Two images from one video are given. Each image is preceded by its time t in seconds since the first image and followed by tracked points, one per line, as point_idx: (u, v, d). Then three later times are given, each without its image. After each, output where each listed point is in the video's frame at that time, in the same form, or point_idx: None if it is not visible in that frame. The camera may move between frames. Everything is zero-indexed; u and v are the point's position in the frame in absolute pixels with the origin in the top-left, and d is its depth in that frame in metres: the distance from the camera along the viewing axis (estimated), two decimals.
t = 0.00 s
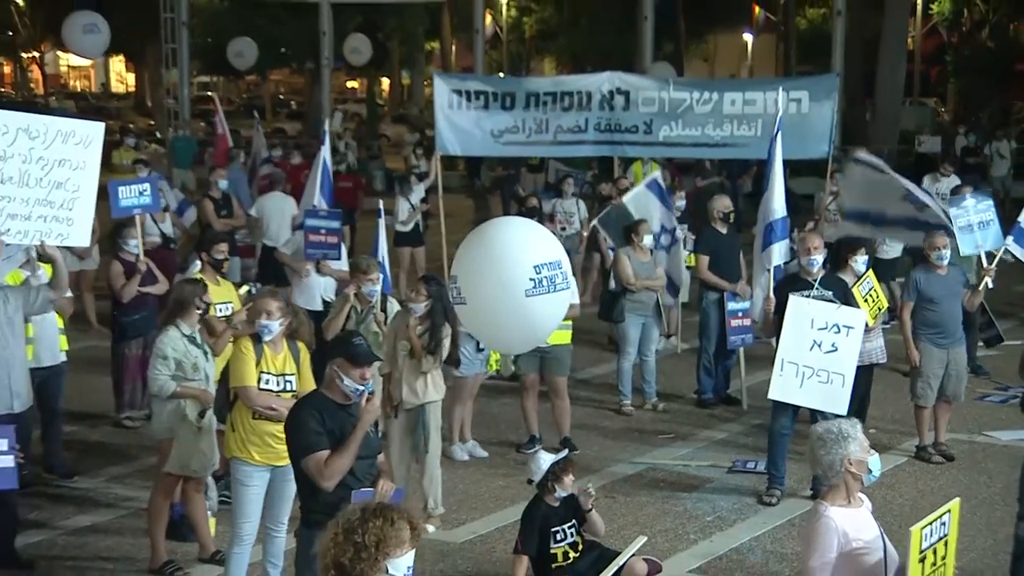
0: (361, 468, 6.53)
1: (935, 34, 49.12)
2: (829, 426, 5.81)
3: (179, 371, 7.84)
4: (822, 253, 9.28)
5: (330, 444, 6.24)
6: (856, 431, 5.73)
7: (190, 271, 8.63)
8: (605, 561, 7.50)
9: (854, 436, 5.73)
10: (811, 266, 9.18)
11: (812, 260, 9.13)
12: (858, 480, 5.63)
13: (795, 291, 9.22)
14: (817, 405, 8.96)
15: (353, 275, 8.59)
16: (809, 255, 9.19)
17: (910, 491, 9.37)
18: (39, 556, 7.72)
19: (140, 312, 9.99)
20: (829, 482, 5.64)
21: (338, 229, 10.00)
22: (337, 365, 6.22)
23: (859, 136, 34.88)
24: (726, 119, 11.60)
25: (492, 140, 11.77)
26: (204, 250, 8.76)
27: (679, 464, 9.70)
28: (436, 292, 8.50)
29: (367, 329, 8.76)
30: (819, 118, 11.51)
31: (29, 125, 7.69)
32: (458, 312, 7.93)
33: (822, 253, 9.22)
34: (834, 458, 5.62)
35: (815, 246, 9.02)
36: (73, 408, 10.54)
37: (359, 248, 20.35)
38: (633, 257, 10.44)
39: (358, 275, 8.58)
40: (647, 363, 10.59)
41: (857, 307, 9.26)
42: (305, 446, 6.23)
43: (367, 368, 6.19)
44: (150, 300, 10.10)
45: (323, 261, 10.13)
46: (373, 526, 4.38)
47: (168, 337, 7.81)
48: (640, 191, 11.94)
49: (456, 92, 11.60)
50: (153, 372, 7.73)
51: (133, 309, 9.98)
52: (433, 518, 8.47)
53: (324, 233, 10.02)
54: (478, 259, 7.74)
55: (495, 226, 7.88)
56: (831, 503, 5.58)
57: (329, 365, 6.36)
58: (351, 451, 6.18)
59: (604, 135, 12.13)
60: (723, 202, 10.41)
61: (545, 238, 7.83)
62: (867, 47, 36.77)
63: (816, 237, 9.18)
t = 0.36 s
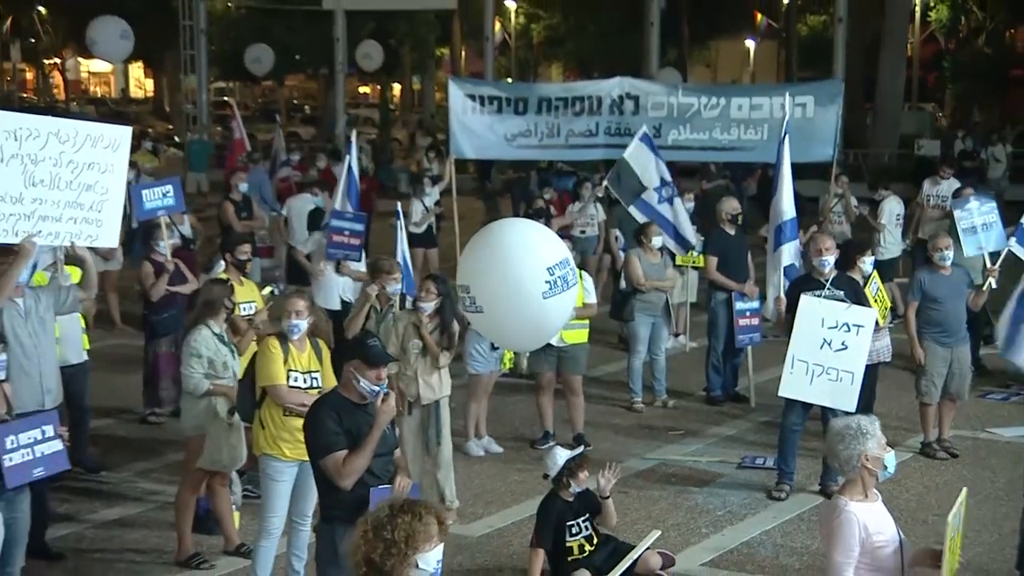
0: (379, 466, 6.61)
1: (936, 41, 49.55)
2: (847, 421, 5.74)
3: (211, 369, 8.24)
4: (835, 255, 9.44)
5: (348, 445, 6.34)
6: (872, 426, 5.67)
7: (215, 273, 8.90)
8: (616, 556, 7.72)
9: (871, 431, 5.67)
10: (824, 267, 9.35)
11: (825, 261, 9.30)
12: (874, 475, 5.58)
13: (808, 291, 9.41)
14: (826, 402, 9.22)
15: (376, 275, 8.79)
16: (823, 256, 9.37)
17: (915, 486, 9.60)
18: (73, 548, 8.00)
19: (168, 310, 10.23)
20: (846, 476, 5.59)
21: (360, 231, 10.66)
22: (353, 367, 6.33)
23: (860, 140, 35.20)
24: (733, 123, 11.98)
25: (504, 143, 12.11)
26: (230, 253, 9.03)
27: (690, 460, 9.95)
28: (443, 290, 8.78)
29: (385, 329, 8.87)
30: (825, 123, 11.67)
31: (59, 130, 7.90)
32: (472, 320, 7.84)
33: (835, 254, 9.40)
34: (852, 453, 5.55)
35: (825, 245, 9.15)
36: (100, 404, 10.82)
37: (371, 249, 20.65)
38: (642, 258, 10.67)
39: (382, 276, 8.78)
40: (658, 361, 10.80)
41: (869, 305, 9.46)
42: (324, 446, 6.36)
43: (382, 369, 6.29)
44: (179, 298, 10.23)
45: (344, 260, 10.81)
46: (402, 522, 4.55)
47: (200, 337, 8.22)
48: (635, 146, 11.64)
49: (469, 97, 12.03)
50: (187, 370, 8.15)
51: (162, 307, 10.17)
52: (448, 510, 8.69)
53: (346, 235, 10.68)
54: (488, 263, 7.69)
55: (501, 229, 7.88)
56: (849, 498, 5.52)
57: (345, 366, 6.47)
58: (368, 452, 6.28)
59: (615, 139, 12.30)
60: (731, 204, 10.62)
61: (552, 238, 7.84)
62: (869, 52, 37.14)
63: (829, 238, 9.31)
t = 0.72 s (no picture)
0: (398, 461, 6.75)
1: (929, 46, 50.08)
2: (861, 416, 5.96)
3: (233, 367, 8.54)
4: (835, 255, 9.80)
5: (369, 441, 6.50)
6: (883, 422, 5.90)
7: (236, 274, 9.13)
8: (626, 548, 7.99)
9: (882, 428, 5.90)
10: (824, 267, 9.71)
11: (826, 262, 9.64)
12: (884, 471, 5.83)
13: (810, 291, 9.67)
14: (825, 399, 9.49)
15: (393, 276, 9.21)
16: (823, 257, 9.72)
17: (916, 481, 9.87)
18: (101, 541, 8.27)
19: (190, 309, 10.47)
20: (859, 471, 5.82)
21: (385, 233, 10.85)
22: (374, 364, 6.52)
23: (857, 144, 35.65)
24: (737, 127, 12.26)
25: (513, 148, 12.49)
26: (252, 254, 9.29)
27: (696, 455, 10.23)
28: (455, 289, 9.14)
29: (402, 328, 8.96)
30: (824, 128, 12.03)
31: (86, 134, 8.06)
32: (485, 323, 7.86)
33: (836, 255, 9.78)
34: (864, 449, 5.80)
35: (826, 247, 9.53)
36: (121, 400, 11.08)
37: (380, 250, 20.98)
38: (650, 259, 10.86)
39: (399, 276, 9.22)
40: (664, 359, 11.05)
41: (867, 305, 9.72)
42: (344, 442, 6.51)
43: (402, 367, 6.48)
44: (202, 297, 10.45)
45: (365, 258, 11.07)
46: (431, 516, 4.74)
47: (224, 335, 8.53)
48: (627, 139, 11.70)
49: (480, 102, 12.44)
50: (211, 369, 8.48)
51: (184, 306, 10.43)
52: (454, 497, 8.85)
53: (371, 234, 10.90)
54: (497, 265, 7.70)
55: (504, 229, 7.90)
56: (863, 491, 5.76)
57: (364, 365, 6.65)
58: (389, 447, 6.45)
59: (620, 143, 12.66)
60: (736, 206, 10.85)
61: (556, 233, 7.87)
62: (865, 57, 37.65)
63: (828, 240, 9.63)
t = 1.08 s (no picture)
0: (417, 457, 6.92)
1: (924, 51, 50.48)
2: (870, 413, 6.13)
3: (255, 364, 8.86)
4: (831, 257, 9.94)
5: (388, 437, 6.68)
6: (893, 420, 6.06)
7: (256, 275, 9.38)
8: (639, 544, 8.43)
9: (891, 425, 6.06)
10: (821, 268, 9.85)
11: (822, 262, 9.75)
12: (893, 466, 5.99)
13: (807, 291, 9.93)
14: (823, 396, 9.71)
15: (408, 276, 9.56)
16: (820, 258, 9.85)
17: (916, 477, 10.14)
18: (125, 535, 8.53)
19: (208, 308, 10.71)
20: (867, 466, 6.00)
21: (414, 230, 11.34)
22: (392, 363, 6.71)
23: (852, 149, 36.05)
24: (738, 132, 12.61)
25: (521, 152, 12.95)
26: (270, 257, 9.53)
27: (701, 452, 10.48)
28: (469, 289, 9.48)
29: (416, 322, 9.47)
30: (824, 133, 12.31)
31: (112, 139, 8.22)
32: (507, 327, 8.01)
33: (832, 256, 9.89)
34: (873, 445, 5.97)
35: (823, 248, 9.62)
36: (139, 399, 11.31)
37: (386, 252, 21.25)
38: (659, 260, 11.15)
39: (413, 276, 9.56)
40: (670, 358, 11.31)
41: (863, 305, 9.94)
42: (365, 438, 6.68)
43: (419, 365, 6.66)
44: (221, 298, 10.67)
45: (390, 255, 11.46)
46: (456, 509, 4.82)
47: (246, 334, 8.83)
48: (620, 131, 12.11)
49: (488, 107, 12.87)
50: (234, 365, 8.78)
51: (204, 306, 10.69)
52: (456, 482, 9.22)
53: (399, 232, 11.34)
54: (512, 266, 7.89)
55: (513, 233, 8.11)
56: (872, 486, 5.94)
57: (383, 363, 6.83)
58: (408, 443, 6.63)
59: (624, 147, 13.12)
60: (737, 210, 11.22)
61: (564, 230, 8.09)
62: (861, 64, 38.10)
63: (826, 241, 9.78)
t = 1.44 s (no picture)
0: (434, 453, 7.14)
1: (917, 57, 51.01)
2: (880, 411, 6.20)
3: (274, 363, 9.03)
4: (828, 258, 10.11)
5: (404, 434, 6.91)
6: (903, 418, 6.13)
7: (274, 276, 9.59)
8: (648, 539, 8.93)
9: (901, 422, 6.13)
10: (818, 269, 10.00)
11: (819, 263, 9.92)
12: (903, 463, 6.06)
13: (802, 291, 10.14)
14: (818, 394, 9.95)
15: (422, 278, 9.86)
16: (817, 259, 10.00)
17: (916, 473, 10.39)
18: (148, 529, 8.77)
19: (226, 308, 10.95)
20: (876, 463, 6.08)
21: (434, 230, 11.84)
22: (408, 362, 6.96)
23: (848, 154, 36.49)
24: (739, 136, 12.96)
25: (527, 156, 13.30)
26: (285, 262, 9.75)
27: (707, 448, 10.72)
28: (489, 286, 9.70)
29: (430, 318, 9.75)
30: (823, 137, 12.56)
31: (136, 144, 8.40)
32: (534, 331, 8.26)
33: (828, 258, 10.05)
34: (882, 442, 6.04)
35: (821, 250, 9.80)
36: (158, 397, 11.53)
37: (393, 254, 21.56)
38: (667, 262, 11.38)
39: (427, 278, 9.86)
40: (676, 358, 11.54)
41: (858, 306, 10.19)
42: (382, 435, 6.95)
43: (434, 364, 6.91)
44: (239, 298, 10.89)
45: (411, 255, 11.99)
46: (478, 504, 5.32)
47: (264, 333, 9.07)
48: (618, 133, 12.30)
49: (497, 112, 13.29)
50: (252, 364, 8.99)
51: (221, 306, 10.93)
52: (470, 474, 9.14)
53: (419, 232, 11.85)
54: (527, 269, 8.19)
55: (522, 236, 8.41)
56: (880, 482, 6.02)
57: (399, 363, 7.09)
58: (423, 439, 6.86)
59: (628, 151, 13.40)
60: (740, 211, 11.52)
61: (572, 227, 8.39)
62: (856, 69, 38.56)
63: (823, 243, 9.96)
